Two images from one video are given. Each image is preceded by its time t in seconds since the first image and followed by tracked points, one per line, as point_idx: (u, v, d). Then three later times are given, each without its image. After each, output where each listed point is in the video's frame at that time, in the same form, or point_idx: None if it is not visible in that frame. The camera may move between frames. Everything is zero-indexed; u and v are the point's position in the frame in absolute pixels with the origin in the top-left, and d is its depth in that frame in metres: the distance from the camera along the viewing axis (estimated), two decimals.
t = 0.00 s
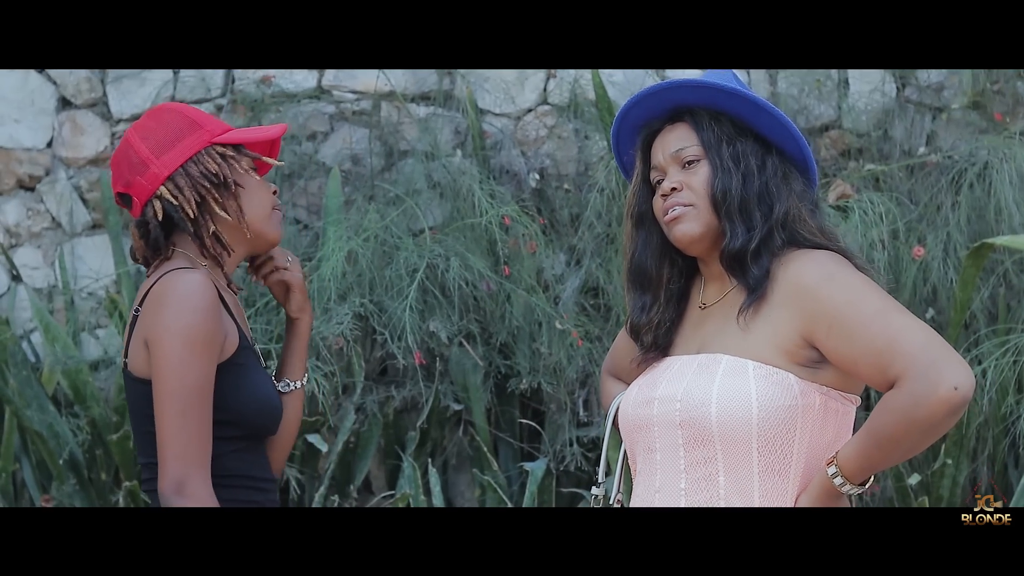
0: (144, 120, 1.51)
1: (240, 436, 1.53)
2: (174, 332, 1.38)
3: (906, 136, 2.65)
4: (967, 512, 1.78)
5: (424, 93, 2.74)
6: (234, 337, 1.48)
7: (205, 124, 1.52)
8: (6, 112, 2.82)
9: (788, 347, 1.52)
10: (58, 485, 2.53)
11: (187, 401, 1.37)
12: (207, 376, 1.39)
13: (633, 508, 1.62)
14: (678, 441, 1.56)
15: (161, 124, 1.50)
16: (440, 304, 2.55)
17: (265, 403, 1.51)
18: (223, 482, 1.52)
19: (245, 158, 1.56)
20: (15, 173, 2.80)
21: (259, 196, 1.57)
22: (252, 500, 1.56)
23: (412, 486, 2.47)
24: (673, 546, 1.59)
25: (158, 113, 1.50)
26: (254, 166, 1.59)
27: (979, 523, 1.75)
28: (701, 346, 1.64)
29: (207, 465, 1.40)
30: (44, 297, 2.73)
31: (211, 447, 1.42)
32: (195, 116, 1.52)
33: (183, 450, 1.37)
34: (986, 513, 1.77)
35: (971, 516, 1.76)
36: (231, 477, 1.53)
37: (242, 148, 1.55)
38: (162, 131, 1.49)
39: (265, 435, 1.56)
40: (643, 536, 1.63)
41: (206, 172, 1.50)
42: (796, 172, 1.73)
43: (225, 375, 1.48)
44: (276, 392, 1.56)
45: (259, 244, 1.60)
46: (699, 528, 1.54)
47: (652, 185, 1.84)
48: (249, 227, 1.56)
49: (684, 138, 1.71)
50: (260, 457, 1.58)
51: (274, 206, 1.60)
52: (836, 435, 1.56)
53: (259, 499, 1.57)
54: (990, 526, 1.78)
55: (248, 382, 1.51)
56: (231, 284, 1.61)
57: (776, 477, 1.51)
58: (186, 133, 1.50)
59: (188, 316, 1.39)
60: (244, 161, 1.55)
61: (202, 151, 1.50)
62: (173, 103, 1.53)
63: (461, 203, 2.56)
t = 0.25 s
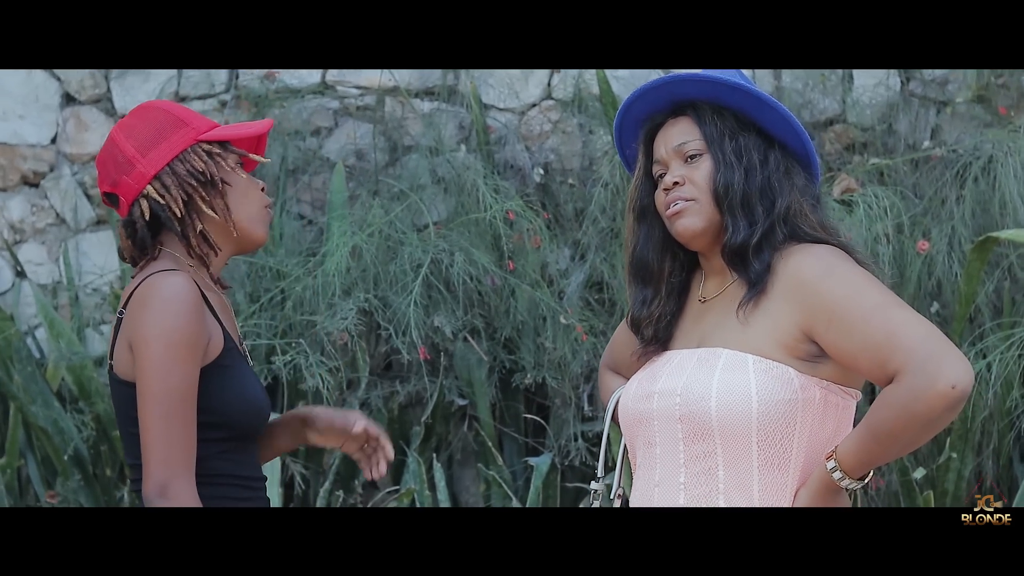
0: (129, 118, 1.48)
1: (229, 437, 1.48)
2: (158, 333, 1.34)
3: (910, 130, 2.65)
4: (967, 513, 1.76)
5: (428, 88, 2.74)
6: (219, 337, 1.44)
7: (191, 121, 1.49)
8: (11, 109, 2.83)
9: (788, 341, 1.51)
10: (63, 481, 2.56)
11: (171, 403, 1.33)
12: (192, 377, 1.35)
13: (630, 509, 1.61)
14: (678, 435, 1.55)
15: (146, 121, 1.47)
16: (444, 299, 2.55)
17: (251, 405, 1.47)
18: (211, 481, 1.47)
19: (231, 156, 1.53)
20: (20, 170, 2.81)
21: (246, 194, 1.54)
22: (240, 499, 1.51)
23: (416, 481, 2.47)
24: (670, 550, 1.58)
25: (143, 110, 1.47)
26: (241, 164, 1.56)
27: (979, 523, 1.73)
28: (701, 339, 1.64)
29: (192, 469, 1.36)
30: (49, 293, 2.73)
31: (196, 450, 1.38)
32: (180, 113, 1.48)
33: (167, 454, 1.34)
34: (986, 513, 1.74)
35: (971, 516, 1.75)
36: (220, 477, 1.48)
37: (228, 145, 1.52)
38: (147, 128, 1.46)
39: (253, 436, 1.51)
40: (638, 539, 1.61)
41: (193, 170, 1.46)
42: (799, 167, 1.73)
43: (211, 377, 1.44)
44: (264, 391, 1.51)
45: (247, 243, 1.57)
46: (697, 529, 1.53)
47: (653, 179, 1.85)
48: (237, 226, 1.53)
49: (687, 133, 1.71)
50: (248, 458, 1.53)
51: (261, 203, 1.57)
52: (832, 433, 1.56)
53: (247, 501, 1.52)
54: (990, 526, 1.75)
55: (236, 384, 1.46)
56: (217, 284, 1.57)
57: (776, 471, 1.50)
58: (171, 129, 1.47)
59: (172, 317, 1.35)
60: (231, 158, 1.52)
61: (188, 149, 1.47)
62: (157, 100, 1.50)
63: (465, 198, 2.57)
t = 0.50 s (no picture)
0: (139, 110, 1.48)
1: (231, 435, 1.46)
2: (156, 334, 1.34)
3: (917, 125, 2.65)
4: (966, 512, 1.73)
5: (434, 84, 2.75)
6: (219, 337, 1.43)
7: (200, 119, 1.49)
8: (17, 105, 2.83)
9: (790, 336, 1.51)
10: (70, 478, 2.54)
11: (171, 404, 1.33)
12: (191, 378, 1.35)
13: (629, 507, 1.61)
14: (679, 430, 1.54)
15: (155, 116, 1.47)
16: (451, 295, 2.54)
17: (251, 402, 1.45)
18: (211, 480, 1.45)
19: (238, 158, 1.52)
20: (26, 167, 2.81)
21: (250, 196, 1.53)
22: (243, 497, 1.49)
23: (423, 477, 2.47)
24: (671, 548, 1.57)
25: (153, 104, 1.47)
26: (248, 165, 1.55)
27: (979, 523, 1.71)
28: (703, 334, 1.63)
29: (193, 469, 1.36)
30: (55, 289, 2.73)
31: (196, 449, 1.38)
32: (189, 110, 1.48)
33: (168, 454, 1.34)
34: (986, 513, 1.72)
35: (971, 516, 1.72)
36: (221, 475, 1.45)
37: (236, 147, 1.52)
38: (155, 123, 1.46)
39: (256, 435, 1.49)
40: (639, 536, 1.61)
41: (197, 170, 1.46)
42: (803, 163, 1.72)
43: (210, 376, 1.43)
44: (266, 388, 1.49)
45: (247, 241, 1.55)
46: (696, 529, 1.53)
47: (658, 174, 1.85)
48: (235, 228, 1.52)
49: (691, 128, 1.70)
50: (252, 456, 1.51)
51: (263, 208, 1.55)
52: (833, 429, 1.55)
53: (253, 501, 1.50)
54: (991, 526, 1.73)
55: (235, 382, 1.44)
56: (215, 285, 1.56)
57: (777, 467, 1.50)
58: (179, 126, 1.47)
59: (170, 318, 1.34)
60: (237, 159, 1.51)
61: (194, 148, 1.46)
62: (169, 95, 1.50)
63: (471, 194, 2.57)
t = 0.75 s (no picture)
0: (142, 102, 1.48)
1: (224, 434, 1.46)
2: (147, 335, 1.34)
3: (915, 124, 2.65)
4: (966, 512, 1.74)
5: (433, 82, 2.75)
6: (209, 336, 1.43)
7: (200, 117, 1.49)
8: (15, 104, 2.83)
9: (784, 336, 1.51)
10: (67, 476, 2.53)
11: (163, 404, 1.33)
12: (183, 377, 1.35)
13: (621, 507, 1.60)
14: (673, 430, 1.55)
15: (156, 110, 1.48)
16: (449, 294, 2.54)
17: (243, 399, 1.44)
18: (206, 477, 1.46)
19: (235, 156, 1.52)
20: (24, 164, 2.81)
21: (244, 196, 1.52)
22: (239, 495, 1.50)
23: (421, 476, 2.47)
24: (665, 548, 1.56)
25: (156, 98, 1.48)
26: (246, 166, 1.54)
27: (979, 523, 1.71)
28: (697, 334, 1.64)
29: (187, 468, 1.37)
30: (53, 288, 2.73)
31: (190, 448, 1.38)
32: (191, 107, 1.49)
33: (161, 454, 1.34)
34: (986, 513, 1.73)
35: (971, 516, 1.73)
36: (214, 473, 1.46)
37: (234, 146, 1.52)
38: (155, 116, 1.46)
39: (252, 433, 1.50)
40: (633, 536, 1.59)
41: (192, 166, 1.46)
42: (797, 162, 1.72)
43: (202, 376, 1.43)
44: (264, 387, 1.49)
45: (240, 242, 1.55)
46: (691, 530, 1.52)
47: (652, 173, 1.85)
48: (228, 227, 1.51)
49: (686, 127, 1.70)
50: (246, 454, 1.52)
51: (255, 208, 1.55)
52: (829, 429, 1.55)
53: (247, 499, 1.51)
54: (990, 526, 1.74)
55: (227, 380, 1.44)
56: (207, 283, 1.55)
57: (770, 467, 1.50)
58: (179, 121, 1.47)
59: (160, 318, 1.34)
60: (234, 158, 1.51)
61: (191, 144, 1.47)
62: (173, 91, 1.51)
63: (469, 193, 2.57)
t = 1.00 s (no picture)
0: (142, 109, 1.48)
1: (227, 438, 1.46)
2: (146, 338, 1.33)
3: (915, 127, 2.65)
4: (966, 512, 1.74)
5: (433, 85, 2.75)
6: (209, 339, 1.43)
7: (200, 120, 1.49)
8: (15, 107, 2.83)
9: (780, 340, 1.51)
10: (67, 480, 2.53)
11: (162, 408, 1.33)
12: (182, 381, 1.35)
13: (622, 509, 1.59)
14: (669, 434, 1.55)
15: (155, 115, 1.47)
16: (449, 297, 2.54)
17: (245, 402, 1.44)
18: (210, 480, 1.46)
19: (235, 159, 1.51)
20: (24, 167, 2.81)
21: (244, 198, 1.52)
22: (241, 497, 1.50)
23: (422, 479, 2.47)
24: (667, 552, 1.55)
25: (155, 103, 1.48)
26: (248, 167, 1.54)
27: (979, 523, 1.71)
28: (694, 337, 1.64)
29: (186, 471, 1.37)
30: (53, 291, 2.73)
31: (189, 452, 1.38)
32: (190, 111, 1.48)
33: (160, 459, 1.34)
34: (987, 513, 1.73)
35: (971, 516, 1.72)
36: (217, 476, 1.47)
37: (234, 148, 1.51)
38: (154, 121, 1.46)
39: (254, 436, 1.50)
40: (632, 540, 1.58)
41: (191, 169, 1.46)
42: (793, 165, 1.72)
43: (203, 379, 1.43)
44: (267, 390, 1.49)
45: (240, 247, 1.55)
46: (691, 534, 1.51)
47: (647, 177, 1.84)
48: (229, 229, 1.51)
49: (681, 131, 1.70)
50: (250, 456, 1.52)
51: (258, 207, 1.54)
52: (825, 430, 1.55)
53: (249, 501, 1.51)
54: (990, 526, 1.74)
55: (228, 384, 1.44)
56: (211, 284, 1.56)
57: (767, 470, 1.50)
58: (178, 126, 1.47)
59: (159, 322, 1.34)
60: (235, 160, 1.51)
61: (191, 147, 1.46)
62: (173, 95, 1.51)
63: (469, 195, 2.57)
